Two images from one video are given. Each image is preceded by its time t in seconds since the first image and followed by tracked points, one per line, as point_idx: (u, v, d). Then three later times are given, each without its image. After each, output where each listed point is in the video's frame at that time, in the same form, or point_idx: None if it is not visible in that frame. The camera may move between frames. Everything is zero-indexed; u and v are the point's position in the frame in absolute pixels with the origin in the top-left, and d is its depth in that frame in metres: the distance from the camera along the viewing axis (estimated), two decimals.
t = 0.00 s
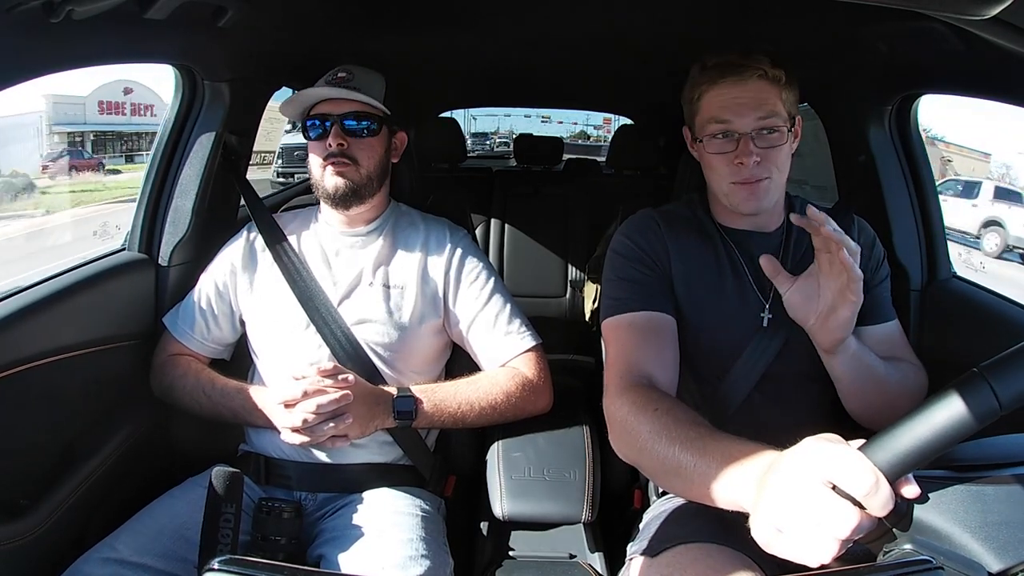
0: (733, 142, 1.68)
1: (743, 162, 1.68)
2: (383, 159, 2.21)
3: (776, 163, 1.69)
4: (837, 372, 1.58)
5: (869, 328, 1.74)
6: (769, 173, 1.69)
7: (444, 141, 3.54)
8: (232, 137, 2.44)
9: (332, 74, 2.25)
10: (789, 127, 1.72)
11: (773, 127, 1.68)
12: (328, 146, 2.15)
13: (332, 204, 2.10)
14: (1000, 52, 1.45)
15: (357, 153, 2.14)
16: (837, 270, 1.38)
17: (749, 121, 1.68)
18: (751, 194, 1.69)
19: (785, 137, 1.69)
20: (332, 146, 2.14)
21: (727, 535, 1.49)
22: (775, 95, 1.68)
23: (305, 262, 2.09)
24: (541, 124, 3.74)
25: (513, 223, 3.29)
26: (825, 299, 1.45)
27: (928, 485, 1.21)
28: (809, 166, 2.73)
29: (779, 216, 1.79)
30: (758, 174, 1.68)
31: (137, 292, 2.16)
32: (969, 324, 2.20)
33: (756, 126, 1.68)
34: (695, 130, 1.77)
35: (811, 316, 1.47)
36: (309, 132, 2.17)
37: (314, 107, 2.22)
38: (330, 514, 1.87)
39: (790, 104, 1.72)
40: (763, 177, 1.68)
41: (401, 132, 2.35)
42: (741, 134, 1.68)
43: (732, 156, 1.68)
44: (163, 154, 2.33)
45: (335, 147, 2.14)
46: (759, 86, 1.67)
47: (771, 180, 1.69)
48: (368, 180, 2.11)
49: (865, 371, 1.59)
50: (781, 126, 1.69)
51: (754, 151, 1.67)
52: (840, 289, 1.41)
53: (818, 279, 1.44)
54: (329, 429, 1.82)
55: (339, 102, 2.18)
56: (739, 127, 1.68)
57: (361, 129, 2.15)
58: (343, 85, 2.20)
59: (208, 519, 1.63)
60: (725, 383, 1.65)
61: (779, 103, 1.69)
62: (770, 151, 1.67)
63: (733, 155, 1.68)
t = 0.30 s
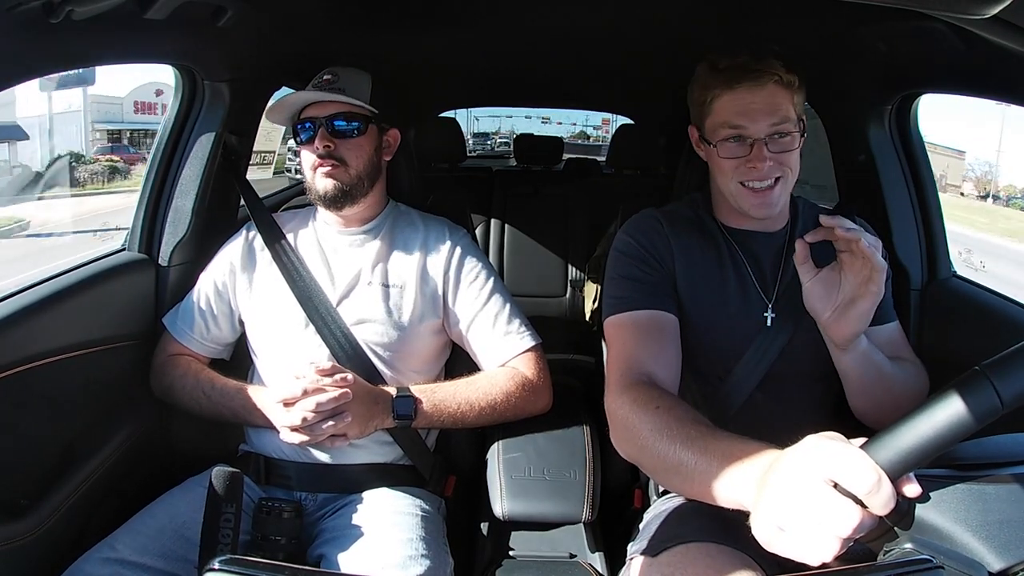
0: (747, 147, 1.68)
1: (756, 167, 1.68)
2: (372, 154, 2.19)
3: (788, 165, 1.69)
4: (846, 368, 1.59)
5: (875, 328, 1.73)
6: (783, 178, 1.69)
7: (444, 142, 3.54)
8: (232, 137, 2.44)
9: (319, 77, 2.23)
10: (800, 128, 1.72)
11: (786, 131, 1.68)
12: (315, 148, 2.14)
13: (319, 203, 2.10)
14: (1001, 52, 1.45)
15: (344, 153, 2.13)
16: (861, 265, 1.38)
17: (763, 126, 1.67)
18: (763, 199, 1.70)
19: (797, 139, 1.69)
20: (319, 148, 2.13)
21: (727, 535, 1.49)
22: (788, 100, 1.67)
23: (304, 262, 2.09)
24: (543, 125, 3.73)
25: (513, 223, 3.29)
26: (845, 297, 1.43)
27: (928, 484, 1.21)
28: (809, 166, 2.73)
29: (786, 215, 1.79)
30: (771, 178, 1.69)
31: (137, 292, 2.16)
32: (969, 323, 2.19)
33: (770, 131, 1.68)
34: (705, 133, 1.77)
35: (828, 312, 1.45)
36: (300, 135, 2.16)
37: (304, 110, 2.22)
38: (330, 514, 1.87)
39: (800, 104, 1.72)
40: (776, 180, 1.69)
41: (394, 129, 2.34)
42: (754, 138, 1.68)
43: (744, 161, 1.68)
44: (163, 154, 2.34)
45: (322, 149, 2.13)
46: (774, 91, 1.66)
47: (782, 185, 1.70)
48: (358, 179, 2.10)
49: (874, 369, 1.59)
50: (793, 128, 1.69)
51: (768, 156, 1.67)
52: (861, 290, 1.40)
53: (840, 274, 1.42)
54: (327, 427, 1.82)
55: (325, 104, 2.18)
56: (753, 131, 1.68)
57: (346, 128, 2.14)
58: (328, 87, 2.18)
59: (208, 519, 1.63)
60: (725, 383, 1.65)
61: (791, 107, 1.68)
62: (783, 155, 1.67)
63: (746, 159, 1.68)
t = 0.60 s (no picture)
0: (719, 142, 1.70)
1: (729, 159, 1.69)
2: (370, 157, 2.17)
3: (764, 155, 1.69)
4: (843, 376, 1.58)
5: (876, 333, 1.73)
6: (758, 168, 1.70)
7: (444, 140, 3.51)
8: (232, 137, 2.44)
9: (315, 78, 2.23)
10: (776, 118, 1.72)
11: (755, 120, 1.69)
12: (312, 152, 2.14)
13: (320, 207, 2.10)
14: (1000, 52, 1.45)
15: (341, 155, 2.12)
16: (858, 277, 1.35)
17: (731, 119, 1.69)
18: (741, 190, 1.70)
19: (770, 128, 1.70)
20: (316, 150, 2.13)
21: (727, 535, 1.49)
22: (754, 90, 1.68)
23: (304, 262, 2.09)
24: (542, 126, 3.69)
25: (513, 223, 3.29)
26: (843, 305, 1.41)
27: (928, 485, 1.21)
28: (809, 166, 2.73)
29: (783, 215, 1.79)
30: (747, 170, 1.70)
31: (137, 292, 2.16)
32: (969, 323, 2.20)
33: (739, 123, 1.69)
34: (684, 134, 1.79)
35: (826, 321, 1.43)
36: (297, 136, 2.17)
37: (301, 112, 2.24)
38: (330, 514, 1.87)
39: (774, 94, 1.71)
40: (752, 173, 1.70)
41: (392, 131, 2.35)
42: (723, 131, 1.69)
43: (716, 155, 1.70)
44: (163, 155, 2.34)
45: (319, 151, 2.12)
46: (735, 82, 1.67)
47: (762, 177, 1.70)
48: (355, 181, 2.10)
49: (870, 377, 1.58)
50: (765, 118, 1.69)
51: (738, 147, 1.68)
52: (858, 298, 1.38)
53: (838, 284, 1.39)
54: (327, 427, 1.82)
55: (324, 105, 2.19)
56: (721, 125, 1.69)
57: (342, 129, 2.13)
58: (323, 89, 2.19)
59: (208, 518, 1.63)
60: (726, 382, 1.65)
61: (760, 97, 1.69)
62: (756, 146, 1.69)
63: (720, 154, 1.70)
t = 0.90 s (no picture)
0: (720, 156, 1.67)
1: (731, 174, 1.67)
2: (377, 162, 2.18)
3: (765, 166, 1.68)
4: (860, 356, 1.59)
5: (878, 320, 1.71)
6: (759, 180, 1.69)
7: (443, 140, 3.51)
8: (232, 137, 2.44)
9: (321, 77, 2.19)
10: (775, 128, 1.70)
11: (756, 134, 1.67)
12: (320, 155, 2.12)
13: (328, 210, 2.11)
14: (1000, 52, 1.45)
15: (350, 160, 2.11)
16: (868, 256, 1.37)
17: (731, 133, 1.67)
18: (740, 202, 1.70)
19: (771, 140, 1.68)
20: (324, 154, 2.11)
21: (727, 536, 1.49)
22: (754, 102, 1.66)
23: (305, 261, 2.09)
24: (543, 127, 3.71)
25: (513, 223, 3.29)
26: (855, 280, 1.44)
27: (928, 485, 1.21)
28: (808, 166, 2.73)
29: (777, 215, 1.80)
30: (749, 182, 1.69)
31: (137, 292, 2.16)
32: (969, 323, 2.20)
33: (740, 137, 1.67)
34: (681, 146, 1.77)
35: (840, 296, 1.46)
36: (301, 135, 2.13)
37: (305, 113, 2.19)
38: (330, 513, 1.87)
39: (772, 104, 1.70)
40: (753, 185, 1.69)
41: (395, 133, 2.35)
42: (726, 147, 1.67)
43: (719, 170, 1.68)
44: (163, 156, 2.34)
45: (328, 155, 2.11)
46: (737, 96, 1.65)
47: (763, 183, 1.70)
48: (365, 187, 2.11)
49: (890, 357, 1.59)
50: (766, 130, 1.68)
51: (740, 162, 1.66)
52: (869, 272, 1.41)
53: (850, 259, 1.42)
54: (327, 426, 1.82)
55: (332, 107, 2.16)
56: (723, 141, 1.67)
57: (352, 134, 2.12)
58: (332, 90, 2.15)
59: (208, 518, 1.63)
60: (726, 382, 1.65)
61: (759, 108, 1.67)
62: (757, 159, 1.67)
63: (721, 169, 1.68)
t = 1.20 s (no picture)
0: (732, 145, 1.68)
1: (741, 166, 1.68)
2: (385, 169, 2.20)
3: (774, 164, 1.69)
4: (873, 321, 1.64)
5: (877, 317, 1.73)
6: (767, 176, 1.70)
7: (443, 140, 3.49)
8: (232, 137, 2.44)
9: (333, 78, 2.18)
10: (789, 128, 1.71)
11: (773, 130, 1.68)
12: (331, 159, 2.12)
13: (335, 215, 2.11)
14: (1000, 53, 1.45)
15: (360, 167, 2.12)
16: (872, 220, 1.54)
17: (749, 124, 1.67)
18: (747, 196, 1.70)
19: (785, 139, 1.69)
20: (337, 159, 2.12)
21: (727, 536, 1.49)
22: (776, 99, 1.67)
23: (305, 262, 2.09)
24: (543, 128, 3.67)
25: (513, 223, 3.29)
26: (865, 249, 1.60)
27: (927, 486, 1.21)
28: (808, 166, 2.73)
29: (777, 216, 1.80)
30: (757, 176, 1.69)
31: (137, 292, 2.16)
32: (969, 324, 2.20)
33: (756, 129, 1.67)
34: (693, 129, 1.76)
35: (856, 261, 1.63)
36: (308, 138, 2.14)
37: (314, 115, 2.18)
38: (330, 513, 1.87)
39: (789, 105, 1.71)
40: (759, 179, 1.69)
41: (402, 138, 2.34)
42: (740, 137, 1.67)
43: (730, 159, 1.68)
44: (163, 156, 2.34)
45: (341, 161, 2.12)
46: (758, 89, 1.65)
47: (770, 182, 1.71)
48: (373, 194, 2.11)
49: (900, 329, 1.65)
50: (782, 128, 1.69)
51: (754, 155, 1.67)
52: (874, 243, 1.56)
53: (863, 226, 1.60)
54: (326, 426, 1.82)
55: (343, 113, 2.15)
56: (739, 130, 1.68)
57: (363, 139, 2.13)
58: (346, 94, 2.16)
59: (208, 518, 1.63)
60: (726, 382, 1.65)
61: (779, 105, 1.68)
62: (769, 154, 1.68)
63: (731, 158, 1.68)
